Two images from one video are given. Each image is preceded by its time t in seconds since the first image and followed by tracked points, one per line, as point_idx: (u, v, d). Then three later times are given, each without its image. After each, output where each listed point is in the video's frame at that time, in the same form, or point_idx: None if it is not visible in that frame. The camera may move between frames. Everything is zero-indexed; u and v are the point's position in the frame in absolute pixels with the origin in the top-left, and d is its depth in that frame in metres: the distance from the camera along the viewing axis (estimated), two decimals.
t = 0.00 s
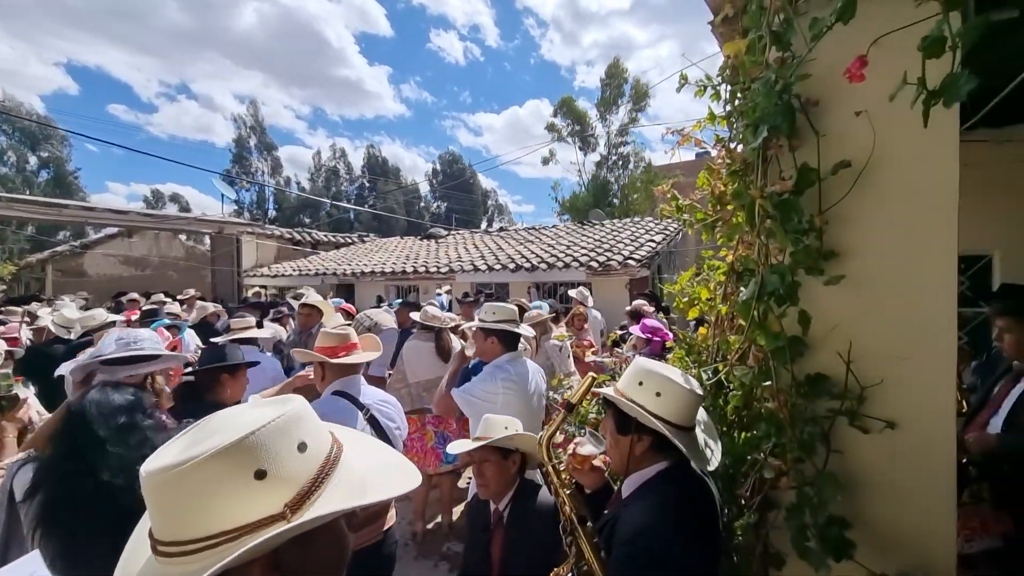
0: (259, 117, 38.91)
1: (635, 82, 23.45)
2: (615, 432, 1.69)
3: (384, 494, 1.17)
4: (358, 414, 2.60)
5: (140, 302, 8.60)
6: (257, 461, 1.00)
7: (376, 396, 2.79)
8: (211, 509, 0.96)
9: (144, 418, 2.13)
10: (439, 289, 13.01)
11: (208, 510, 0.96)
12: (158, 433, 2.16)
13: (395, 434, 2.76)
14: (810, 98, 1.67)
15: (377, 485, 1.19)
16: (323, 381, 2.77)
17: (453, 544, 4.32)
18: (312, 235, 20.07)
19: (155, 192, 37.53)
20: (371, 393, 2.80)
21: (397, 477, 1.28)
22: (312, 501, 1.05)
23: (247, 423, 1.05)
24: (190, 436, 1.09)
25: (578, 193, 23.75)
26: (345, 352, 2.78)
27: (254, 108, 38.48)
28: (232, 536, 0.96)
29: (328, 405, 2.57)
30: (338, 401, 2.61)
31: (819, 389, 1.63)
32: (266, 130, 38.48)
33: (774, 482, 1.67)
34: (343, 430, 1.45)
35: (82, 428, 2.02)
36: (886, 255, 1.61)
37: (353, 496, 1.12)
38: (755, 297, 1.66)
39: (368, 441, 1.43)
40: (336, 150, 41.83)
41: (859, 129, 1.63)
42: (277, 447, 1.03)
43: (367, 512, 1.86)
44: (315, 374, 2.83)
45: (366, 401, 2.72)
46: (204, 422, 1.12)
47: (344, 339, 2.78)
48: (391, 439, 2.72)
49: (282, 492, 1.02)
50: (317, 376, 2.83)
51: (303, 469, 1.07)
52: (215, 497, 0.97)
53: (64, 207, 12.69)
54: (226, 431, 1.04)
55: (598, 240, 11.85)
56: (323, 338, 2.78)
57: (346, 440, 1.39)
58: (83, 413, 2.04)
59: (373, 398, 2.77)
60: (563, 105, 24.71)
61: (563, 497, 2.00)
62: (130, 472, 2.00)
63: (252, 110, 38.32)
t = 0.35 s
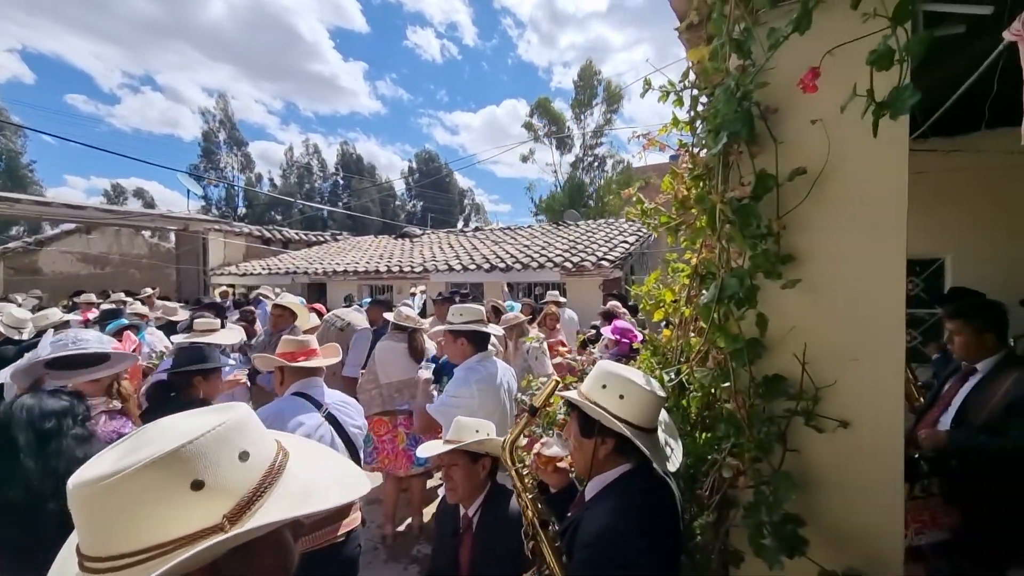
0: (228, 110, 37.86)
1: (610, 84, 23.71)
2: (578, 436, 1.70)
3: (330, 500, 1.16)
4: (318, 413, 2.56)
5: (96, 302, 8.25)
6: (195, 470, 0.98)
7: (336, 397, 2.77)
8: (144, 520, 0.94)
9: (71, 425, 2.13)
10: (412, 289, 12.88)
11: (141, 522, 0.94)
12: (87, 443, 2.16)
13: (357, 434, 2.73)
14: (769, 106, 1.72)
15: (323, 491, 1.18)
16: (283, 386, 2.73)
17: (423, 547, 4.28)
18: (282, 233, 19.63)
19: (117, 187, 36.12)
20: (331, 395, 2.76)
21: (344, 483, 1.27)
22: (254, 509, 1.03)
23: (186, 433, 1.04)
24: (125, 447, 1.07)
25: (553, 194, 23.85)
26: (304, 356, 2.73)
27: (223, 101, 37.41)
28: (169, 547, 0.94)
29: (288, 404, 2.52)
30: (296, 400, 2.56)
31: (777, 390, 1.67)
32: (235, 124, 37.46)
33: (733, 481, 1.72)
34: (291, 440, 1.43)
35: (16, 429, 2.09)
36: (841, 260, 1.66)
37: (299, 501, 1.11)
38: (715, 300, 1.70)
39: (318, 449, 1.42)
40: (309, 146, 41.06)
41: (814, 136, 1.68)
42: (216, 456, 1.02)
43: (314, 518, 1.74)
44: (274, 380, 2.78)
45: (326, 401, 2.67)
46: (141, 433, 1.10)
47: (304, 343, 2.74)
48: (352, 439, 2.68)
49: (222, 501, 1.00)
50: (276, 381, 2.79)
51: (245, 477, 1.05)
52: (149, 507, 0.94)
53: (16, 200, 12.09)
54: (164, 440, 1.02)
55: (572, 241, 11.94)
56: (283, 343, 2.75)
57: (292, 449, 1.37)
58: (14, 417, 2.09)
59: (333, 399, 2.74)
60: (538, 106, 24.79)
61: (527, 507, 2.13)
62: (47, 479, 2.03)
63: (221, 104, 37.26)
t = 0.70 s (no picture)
0: (210, 105, 37.23)
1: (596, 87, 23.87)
2: (545, 439, 1.71)
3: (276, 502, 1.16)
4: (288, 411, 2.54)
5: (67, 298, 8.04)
6: (135, 471, 0.98)
7: (307, 396, 2.74)
8: (79, 520, 0.93)
9: (41, 424, 2.13)
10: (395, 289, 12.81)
11: (77, 523, 0.93)
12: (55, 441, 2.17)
13: (328, 434, 2.72)
14: (736, 114, 1.75)
15: (272, 492, 1.18)
16: (254, 385, 2.71)
17: (398, 549, 4.26)
18: (264, 230, 19.37)
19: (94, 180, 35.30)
20: (303, 394, 2.74)
21: (295, 484, 1.27)
22: (197, 512, 1.02)
23: (130, 432, 1.03)
24: (64, 448, 1.05)
25: (539, 195, 23.98)
26: (276, 356, 2.69)
27: (205, 95, 36.77)
28: (105, 548, 0.93)
29: (259, 401, 2.50)
30: (266, 397, 2.53)
31: (741, 393, 1.71)
32: (217, 119, 36.85)
33: (697, 483, 1.75)
34: (245, 439, 1.42)
35: None
36: (804, 266, 1.69)
37: (245, 503, 1.11)
38: (682, 304, 1.72)
39: (275, 450, 1.41)
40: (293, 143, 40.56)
41: (780, 145, 1.71)
42: (159, 456, 1.01)
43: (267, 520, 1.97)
44: (247, 379, 2.76)
45: (297, 400, 2.65)
46: (83, 433, 1.08)
47: (277, 343, 2.71)
48: (323, 439, 2.67)
49: (162, 502, 0.99)
50: (248, 380, 2.77)
51: (189, 479, 1.05)
52: (85, 509, 0.93)
53: None
54: (106, 440, 1.01)
55: (556, 243, 11.99)
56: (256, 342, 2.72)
57: (245, 449, 1.36)
58: None
59: (303, 397, 2.73)
60: (525, 107, 24.86)
61: (493, 505, 2.06)
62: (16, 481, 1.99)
63: (203, 97, 36.62)
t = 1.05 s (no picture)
0: (204, 99, 36.96)
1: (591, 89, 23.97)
2: (524, 435, 1.73)
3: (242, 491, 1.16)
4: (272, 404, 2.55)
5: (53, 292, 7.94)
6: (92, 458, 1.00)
7: (291, 390, 2.75)
8: (42, 506, 0.95)
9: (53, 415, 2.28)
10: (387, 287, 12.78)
11: (38, 508, 0.95)
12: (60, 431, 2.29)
13: (311, 429, 2.72)
14: (718, 118, 1.78)
15: (239, 481, 1.19)
16: (239, 381, 2.71)
17: (384, 546, 4.26)
18: (256, 226, 19.26)
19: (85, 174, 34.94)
20: (288, 388, 2.75)
21: (263, 475, 1.28)
22: (160, 498, 1.04)
23: (90, 422, 1.06)
24: (26, 439, 1.07)
25: (533, 196, 24.02)
26: (260, 351, 2.69)
27: (199, 90, 36.51)
28: (66, 534, 0.95)
29: (244, 392, 2.51)
30: (251, 390, 2.54)
31: (719, 392, 1.73)
32: (211, 114, 36.59)
33: (675, 480, 1.79)
34: (223, 433, 1.44)
35: None
36: (782, 268, 1.71)
37: (211, 491, 1.12)
38: (662, 304, 1.75)
39: (256, 446, 1.42)
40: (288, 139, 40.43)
41: (760, 148, 1.73)
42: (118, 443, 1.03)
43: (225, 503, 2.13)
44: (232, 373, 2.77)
45: (281, 393, 2.66)
46: (46, 425, 1.10)
47: (261, 338, 2.71)
48: (307, 432, 2.68)
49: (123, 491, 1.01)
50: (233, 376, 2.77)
51: (151, 467, 1.06)
52: (47, 494, 0.95)
53: None
54: (67, 429, 1.04)
55: (548, 243, 12.03)
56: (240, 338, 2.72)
57: (223, 443, 1.38)
58: None
59: (288, 391, 2.73)
60: (519, 108, 24.90)
61: (469, 499, 2.06)
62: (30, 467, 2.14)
63: (197, 92, 36.36)
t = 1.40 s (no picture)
0: (169, 90, 35.69)
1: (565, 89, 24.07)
2: (493, 431, 1.72)
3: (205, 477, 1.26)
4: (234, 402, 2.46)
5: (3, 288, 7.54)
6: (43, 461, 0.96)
7: (254, 387, 2.66)
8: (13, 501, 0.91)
9: None
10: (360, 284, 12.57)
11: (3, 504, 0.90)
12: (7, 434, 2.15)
13: (276, 427, 2.65)
14: (686, 116, 1.79)
15: (196, 472, 1.26)
16: (199, 377, 2.60)
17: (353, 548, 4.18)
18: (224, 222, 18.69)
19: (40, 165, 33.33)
20: (251, 385, 2.67)
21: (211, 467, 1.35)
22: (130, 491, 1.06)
23: (34, 421, 1.00)
24: None
25: (509, 194, 23.98)
26: (222, 347, 2.62)
27: (163, 80, 35.25)
28: (20, 540, 0.90)
29: (205, 391, 2.41)
30: (212, 389, 2.45)
31: (686, 387, 1.75)
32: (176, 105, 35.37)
33: (643, 476, 1.80)
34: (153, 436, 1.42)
35: None
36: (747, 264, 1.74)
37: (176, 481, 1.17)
38: (631, 300, 1.76)
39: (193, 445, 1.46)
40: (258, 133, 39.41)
41: (726, 147, 1.75)
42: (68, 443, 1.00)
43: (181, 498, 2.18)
44: (190, 370, 2.67)
45: (243, 390, 2.58)
46: None
47: (221, 334, 2.62)
48: (271, 431, 2.60)
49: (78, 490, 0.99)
50: (191, 373, 2.66)
51: (117, 460, 1.08)
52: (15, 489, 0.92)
53: None
54: (17, 423, 0.98)
55: (523, 241, 12.03)
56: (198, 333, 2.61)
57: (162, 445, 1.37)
58: None
59: (251, 389, 2.64)
60: (494, 105, 24.84)
61: (436, 496, 2.03)
62: None
63: (161, 82, 35.09)
